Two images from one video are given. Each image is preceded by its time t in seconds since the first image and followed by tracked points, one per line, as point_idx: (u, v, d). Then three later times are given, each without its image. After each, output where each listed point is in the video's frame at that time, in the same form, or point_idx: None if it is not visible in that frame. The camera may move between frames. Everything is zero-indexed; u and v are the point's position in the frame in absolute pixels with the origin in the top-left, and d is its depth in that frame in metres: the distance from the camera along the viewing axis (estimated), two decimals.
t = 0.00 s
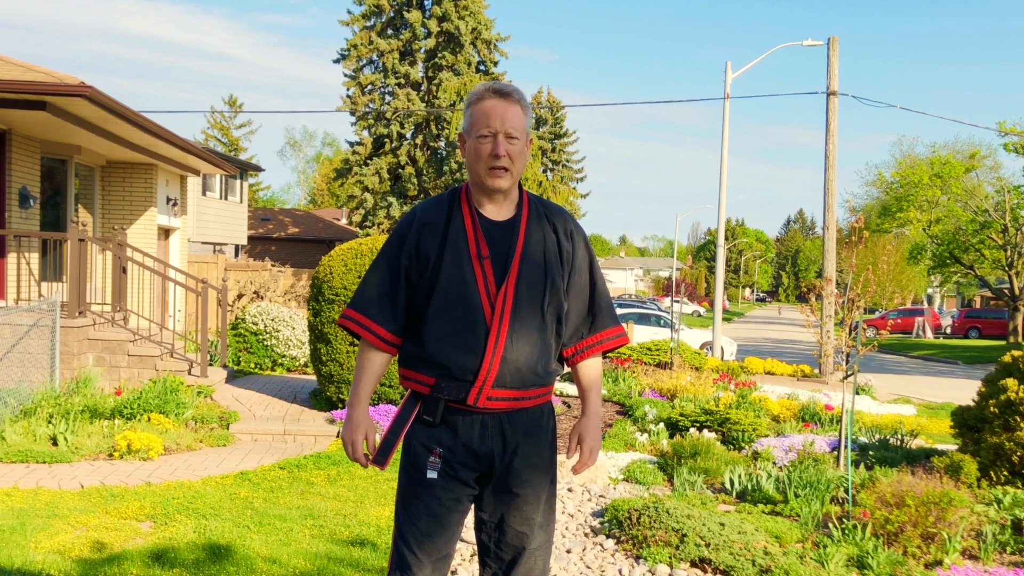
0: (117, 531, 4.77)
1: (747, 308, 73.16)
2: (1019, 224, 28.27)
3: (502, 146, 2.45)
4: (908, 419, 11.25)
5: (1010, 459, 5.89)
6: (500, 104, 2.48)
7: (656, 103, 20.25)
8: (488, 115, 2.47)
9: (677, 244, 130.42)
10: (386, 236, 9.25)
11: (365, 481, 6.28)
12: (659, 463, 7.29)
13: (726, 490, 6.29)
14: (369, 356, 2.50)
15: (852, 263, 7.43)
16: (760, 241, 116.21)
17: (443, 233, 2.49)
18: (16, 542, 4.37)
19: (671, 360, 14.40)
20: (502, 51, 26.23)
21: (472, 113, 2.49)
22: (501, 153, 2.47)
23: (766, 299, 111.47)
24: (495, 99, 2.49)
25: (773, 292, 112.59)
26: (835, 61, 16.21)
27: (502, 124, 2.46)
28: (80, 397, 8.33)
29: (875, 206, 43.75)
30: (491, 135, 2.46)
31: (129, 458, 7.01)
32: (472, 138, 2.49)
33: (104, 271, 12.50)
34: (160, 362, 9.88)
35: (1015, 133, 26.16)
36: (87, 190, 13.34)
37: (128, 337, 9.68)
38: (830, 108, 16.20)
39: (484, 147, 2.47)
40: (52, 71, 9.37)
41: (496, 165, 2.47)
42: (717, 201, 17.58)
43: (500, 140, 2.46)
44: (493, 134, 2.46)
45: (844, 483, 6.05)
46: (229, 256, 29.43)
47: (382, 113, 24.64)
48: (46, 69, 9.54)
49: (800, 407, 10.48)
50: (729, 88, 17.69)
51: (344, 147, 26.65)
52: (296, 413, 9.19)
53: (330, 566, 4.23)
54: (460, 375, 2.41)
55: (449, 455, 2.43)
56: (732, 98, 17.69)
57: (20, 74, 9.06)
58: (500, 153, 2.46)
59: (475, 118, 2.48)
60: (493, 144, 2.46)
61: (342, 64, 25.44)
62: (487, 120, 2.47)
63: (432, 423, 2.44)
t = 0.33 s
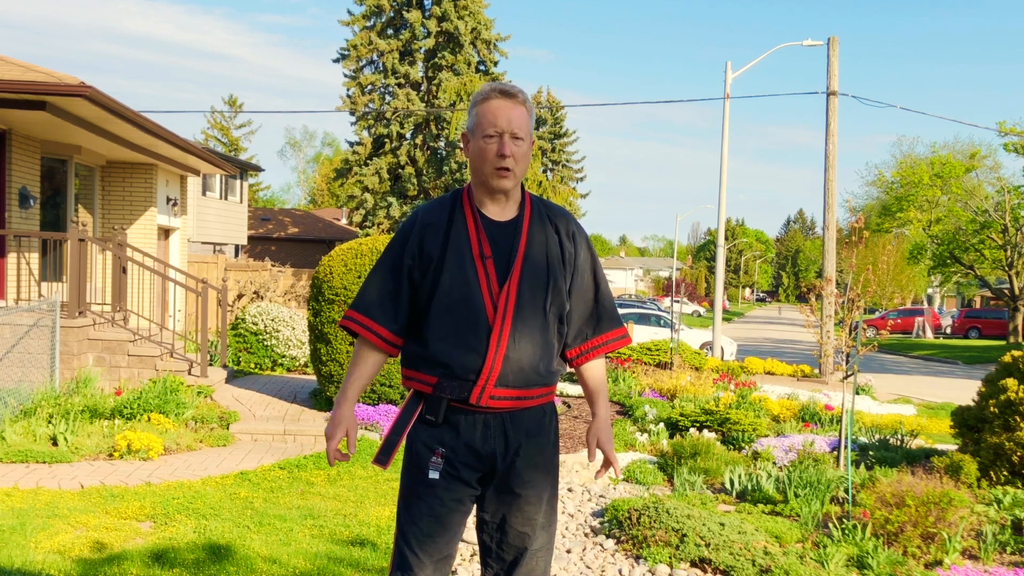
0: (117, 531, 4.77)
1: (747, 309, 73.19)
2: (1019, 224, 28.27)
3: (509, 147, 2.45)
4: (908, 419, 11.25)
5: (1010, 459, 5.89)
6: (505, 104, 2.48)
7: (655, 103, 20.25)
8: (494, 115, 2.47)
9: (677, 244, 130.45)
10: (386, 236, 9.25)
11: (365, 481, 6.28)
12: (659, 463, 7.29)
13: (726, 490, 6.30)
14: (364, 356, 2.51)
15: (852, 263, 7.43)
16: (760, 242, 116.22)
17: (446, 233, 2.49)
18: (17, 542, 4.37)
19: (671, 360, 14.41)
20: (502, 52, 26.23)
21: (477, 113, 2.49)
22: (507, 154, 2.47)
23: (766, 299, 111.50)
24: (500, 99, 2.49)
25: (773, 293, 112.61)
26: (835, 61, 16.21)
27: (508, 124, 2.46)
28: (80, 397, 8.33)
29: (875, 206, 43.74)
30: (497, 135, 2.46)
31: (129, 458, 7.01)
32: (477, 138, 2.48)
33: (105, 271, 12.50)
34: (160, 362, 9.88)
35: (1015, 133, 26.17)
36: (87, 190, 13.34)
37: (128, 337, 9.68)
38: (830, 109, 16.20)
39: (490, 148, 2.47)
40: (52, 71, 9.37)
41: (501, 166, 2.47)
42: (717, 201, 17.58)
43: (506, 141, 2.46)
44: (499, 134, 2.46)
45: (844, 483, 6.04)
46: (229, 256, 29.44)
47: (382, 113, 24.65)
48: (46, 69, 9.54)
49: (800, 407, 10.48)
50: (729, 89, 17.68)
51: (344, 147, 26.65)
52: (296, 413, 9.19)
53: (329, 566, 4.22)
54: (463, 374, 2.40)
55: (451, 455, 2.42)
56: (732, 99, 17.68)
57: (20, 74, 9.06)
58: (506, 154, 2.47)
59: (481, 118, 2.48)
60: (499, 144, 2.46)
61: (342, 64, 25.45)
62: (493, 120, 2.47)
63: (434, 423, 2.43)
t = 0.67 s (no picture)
0: (117, 531, 4.77)
1: (747, 309, 73.18)
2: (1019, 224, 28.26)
3: (510, 147, 2.44)
4: (909, 418, 11.25)
5: (1010, 459, 5.89)
6: (507, 104, 2.48)
7: (655, 103, 20.25)
8: (495, 116, 2.47)
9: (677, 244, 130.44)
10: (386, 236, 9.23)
11: (365, 481, 6.28)
12: (659, 463, 7.29)
13: (726, 490, 6.29)
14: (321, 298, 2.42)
15: (852, 263, 7.42)
16: (760, 241, 116.26)
17: (447, 232, 2.49)
18: (17, 542, 4.37)
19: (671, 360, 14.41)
20: (502, 51, 26.21)
21: (478, 113, 2.48)
22: (508, 154, 2.46)
23: (766, 299, 111.50)
24: (501, 100, 2.49)
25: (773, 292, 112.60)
26: (835, 61, 16.20)
27: (509, 125, 2.46)
28: (80, 397, 8.33)
29: (875, 205, 43.72)
30: (498, 136, 2.45)
31: (129, 458, 7.01)
32: (479, 138, 2.48)
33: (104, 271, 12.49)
34: (160, 362, 9.88)
35: (1015, 133, 26.17)
36: (87, 190, 13.34)
37: (128, 337, 9.68)
38: (830, 108, 16.19)
39: (491, 147, 2.46)
40: (52, 71, 9.37)
41: (501, 165, 2.47)
42: (717, 201, 17.57)
43: (507, 141, 2.46)
44: (500, 134, 2.46)
45: (844, 483, 6.04)
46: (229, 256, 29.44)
47: (382, 113, 24.65)
48: (46, 69, 9.54)
49: (800, 407, 10.47)
50: (729, 89, 17.63)
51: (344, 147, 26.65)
52: (296, 413, 9.19)
53: (329, 566, 4.22)
54: (465, 372, 2.40)
55: (453, 454, 2.42)
56: (732, 99, 17.66)
57: (20, 74, 9.06)
58: (507, 153, 2.46)
59: (482, 118, 2.48)
60: (500, 144, 2.46)
61: (342, 64, 25.45)
62: (494, 120, 2.46)
63: (436, 422, 2.42)
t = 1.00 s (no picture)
0: (117, 531, 4.77)
1: (747, 309, 73.17)
2: (1019, 224, 28.26)
3: (509, 146, 2.45)
4: (909, 419, 11.25)
5: (1010, 459, 5.89)
6: (506, 104, 2.48)
7: (655, 103, 20.24)
8: (494, 116, 2.46)
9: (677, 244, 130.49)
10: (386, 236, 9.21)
11: (365, 481, 6.28)
12: (659, 463, 7.29)
13: (726, 490, 6.29)
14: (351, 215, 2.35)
15: (852, 263, 7.42)
16: (760, 241, 116.26)
17: (449, 227, 2.48)
18: (17, 542, 4.37)
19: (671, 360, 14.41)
20: (502, 51, 26.21)
21: (477, 112, 2.48)
22: (507, 153, 2.47)
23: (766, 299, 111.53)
24: (501, 99, 2.49)
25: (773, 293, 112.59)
26: (835, 61, 16.21)
27: (508, 125, 2.46)
28: (80, 397, 8.33)
29: (875, 205, 43.74)
30: (498, 136, 2.46)
31: (130, 458, 7.01)
32: (478, 137, 2.48)
33: (105, 271, 12.49)
34: (160, 362, 9.88)
35: (1015, 133, 26.19)
36: (87, 190, 13.34)
37: (127, 337, 9.68)
38: (830, 109, 16.20)
39: (491, 147, 2.47)
40: (52, 71, 9.37)
41: (501, 164, 2.47)
42: (717, 201, 17.57)
43: (506, 141, 2.46)
44: (499, 134, 2.46)
45: (844, 483, 6.04)
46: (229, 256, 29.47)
47: (382, 113, 24.65)
48: (46, 69, 9.54)
49: (800, 407, 10.48)
50: (728, 89, 17.63)
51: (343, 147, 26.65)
52: (296, 413, 9.19)
53: (328, 566, 4.22)
54: (467, 369, 2.40)
55: (453, 452, 2.42)
56: (732, 99, 17.66)
57: (20, 74, 9.06)
58: (506, 153, 2.47)
59: (481, 118, 2.48)
60: (499, 143, 2.46)
61: (342, 64, 25.45)
62: (493, 121, 2.46)
63: (437, 421, 2.42)
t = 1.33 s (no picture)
0: (117, 532, 4.76)
1: (747, 309, 73.15)
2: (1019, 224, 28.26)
3: (510, 150, 2.44)
4: (909, 419, 11.25)
5: (1010, 459, 5.89)
6: (508, 107, 2.46)
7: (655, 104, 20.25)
8: (495, 118, 2.45)
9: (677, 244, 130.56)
10: (386, 235, 9.20)
11: (365, 481, 6.28)
12: (659, 463, 7.29)
13: (726, 490, 6.29)
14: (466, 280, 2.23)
15: (852, 263, 7.42)
16: (760, 241, 116.33)
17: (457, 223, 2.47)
18: (16, 542, 4.37)
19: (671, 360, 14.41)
20: (502, 51, 26.21)
21: (478, 115, 2.47)
22: (507, 156, 2.46)
23: (766, 298, 111.50)
24: (503, 102, 2.47)
25: (773, 292, 112.58)
26: (835, 61, 16.21)
27: (509, 128, 2.45)
28: (80, 397, 8.33)
29: (875, 205, 43.75)
30: (498, 138, 2.45)
31: (129, 458, 7.01)
32: (480, 139, 2.47)
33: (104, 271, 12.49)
34: (160, 362, 9.88)
35: (1015, 133, 26.21)
36: (87, 190, 13.34)
37: (127, 337, 9.69)
38: (830, 109, 16.20)
39: (491, 150, 2.45)
40: (52, 71, 9.37)
41: (502, 166, 2.46)
42: (717, 201, 17.57)
43: (507, 144, 2.45)
44: (500, 137, 2.45)
45: (844, 483, 6.04)
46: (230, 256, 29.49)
47: (382, 113, 24.66)
48: (46, 69, 9.54)
49: (800, 407, 10.48)
50: (728, 88, 17.62)
51: (343, 147, 26.67)
52: (296, 413, 9.20)
53: (328, 566, 4.22)
54: (466, 367, 2.40)
55: (452, 451, 2.41)
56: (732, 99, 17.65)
57: (20, 74, 9.06)
58: (507, 156, 2.46)
59: (483, 119, 2.46)
60: (500, 147, 2.45)
61: (342, 65, 25.46)
62: (494, 123, 2.45)
63: (435, 420, 2.41)
